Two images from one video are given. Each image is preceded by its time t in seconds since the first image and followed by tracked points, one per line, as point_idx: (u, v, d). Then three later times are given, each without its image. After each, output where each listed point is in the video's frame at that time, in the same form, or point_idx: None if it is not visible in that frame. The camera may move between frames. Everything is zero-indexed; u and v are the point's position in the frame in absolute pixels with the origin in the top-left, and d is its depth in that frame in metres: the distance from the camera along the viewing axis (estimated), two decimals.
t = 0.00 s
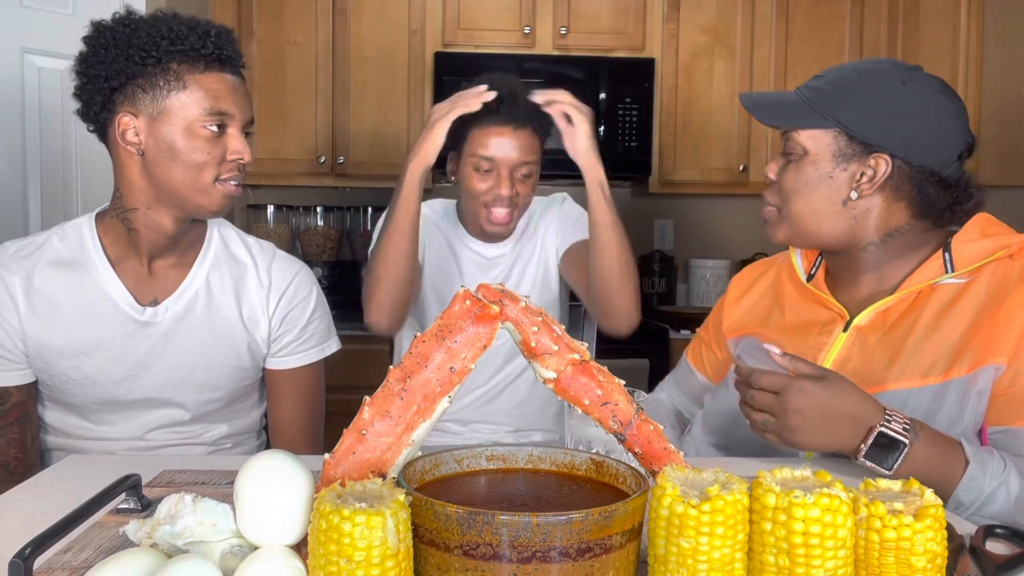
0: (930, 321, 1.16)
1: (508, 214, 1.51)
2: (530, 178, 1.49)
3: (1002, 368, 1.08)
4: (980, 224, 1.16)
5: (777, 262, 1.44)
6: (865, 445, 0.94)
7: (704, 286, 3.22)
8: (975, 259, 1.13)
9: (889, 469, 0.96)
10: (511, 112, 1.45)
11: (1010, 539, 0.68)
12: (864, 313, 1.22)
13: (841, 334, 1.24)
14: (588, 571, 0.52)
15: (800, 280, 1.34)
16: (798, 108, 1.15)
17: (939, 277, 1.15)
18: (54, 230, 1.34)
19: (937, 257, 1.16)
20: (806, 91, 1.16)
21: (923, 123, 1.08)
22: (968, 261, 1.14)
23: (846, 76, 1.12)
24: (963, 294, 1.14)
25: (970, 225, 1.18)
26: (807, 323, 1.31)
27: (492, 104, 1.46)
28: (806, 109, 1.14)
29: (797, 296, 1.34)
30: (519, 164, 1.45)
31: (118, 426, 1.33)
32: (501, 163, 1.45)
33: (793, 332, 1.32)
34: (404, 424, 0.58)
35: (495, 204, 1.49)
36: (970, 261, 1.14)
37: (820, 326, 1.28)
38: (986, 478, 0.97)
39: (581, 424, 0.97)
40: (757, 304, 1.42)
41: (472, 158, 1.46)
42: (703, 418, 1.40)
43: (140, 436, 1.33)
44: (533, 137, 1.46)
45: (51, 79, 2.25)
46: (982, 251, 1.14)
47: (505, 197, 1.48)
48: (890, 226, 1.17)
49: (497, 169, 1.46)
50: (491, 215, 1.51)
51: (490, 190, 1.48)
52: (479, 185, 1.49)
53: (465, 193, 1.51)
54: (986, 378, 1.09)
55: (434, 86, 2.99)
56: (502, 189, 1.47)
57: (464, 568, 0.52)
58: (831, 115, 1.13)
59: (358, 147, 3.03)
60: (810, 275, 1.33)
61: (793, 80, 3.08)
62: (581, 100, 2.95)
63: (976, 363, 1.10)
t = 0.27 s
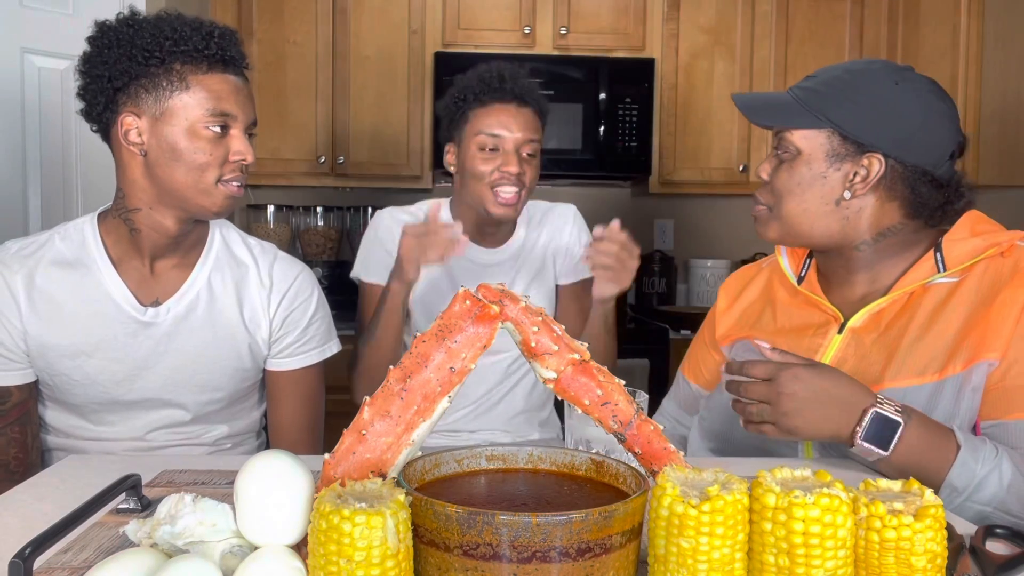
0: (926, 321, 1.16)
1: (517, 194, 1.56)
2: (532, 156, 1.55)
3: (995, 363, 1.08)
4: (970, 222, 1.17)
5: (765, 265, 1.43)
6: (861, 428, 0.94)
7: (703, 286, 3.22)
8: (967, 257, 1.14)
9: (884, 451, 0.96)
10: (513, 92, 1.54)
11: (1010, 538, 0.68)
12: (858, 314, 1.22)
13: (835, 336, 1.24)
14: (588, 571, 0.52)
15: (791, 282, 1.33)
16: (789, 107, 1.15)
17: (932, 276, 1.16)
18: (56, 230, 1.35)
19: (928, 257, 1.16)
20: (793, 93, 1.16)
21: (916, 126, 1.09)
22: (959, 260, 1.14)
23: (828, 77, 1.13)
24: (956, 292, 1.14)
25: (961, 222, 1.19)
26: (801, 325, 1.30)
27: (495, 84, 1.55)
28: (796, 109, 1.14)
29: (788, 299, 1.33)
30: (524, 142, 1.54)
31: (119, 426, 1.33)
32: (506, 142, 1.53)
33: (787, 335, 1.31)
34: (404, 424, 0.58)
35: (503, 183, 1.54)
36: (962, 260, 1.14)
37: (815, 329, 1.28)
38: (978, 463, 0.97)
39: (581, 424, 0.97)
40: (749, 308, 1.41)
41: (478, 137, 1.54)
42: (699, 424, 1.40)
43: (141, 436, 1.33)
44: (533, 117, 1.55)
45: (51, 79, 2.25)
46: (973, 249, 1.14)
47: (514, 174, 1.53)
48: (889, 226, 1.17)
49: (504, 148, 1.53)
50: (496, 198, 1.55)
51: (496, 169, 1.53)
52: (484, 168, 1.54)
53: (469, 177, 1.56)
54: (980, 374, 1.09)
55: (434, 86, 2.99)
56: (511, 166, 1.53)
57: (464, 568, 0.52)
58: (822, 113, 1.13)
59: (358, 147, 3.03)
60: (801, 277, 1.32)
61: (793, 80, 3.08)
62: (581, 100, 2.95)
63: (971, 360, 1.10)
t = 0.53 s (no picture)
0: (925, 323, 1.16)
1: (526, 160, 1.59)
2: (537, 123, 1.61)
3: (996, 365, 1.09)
4: (960, 222, 1.19)
5: (754, 265, 1.42)
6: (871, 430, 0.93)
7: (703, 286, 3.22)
8: (961, 259, 1.15)
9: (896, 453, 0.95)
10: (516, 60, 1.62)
11: (1009, 538, 0.68)
12: (855, 318, 1.21)
13: (834, 340, 1.22)
14: (587, 571, 0.52)
15: (783, 283, 1.32)
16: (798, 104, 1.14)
17: (928, 278, 1.16)
18: (56, 230, 1.35)
19: (923, 260, 1.17)
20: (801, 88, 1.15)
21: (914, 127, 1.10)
22: (954, 262, 1.15)
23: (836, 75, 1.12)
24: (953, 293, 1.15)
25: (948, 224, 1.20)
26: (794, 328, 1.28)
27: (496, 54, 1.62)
28: (806, 106, 1.13)
29: (780, 300, 1.32)
30: (530, 107, 1.59)
31: (119, 426, 1.33)
32: (514, 106, 1.58)
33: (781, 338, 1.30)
34: (404, 424, 0.58)
35: (516, 148, 1.57)
36: (956, 262, 1.15)
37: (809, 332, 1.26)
38: (983, 465, 0.98)
39: (581, 424, 0.97)
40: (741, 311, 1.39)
41: (484, 105, 1.58)
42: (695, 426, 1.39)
43: (141, 436, 1.33)
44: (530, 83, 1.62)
45: (51, 79, 2.26)
46: (967, 251, 1.15)
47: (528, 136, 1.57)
48: (889, 226, 1.17)
49: (514, 111, 1.58)
50: (510, 164, 1.58)
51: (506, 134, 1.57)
52: (496, 133, 1.57)
53: (478, 145, 1.58)
54: (983, 375, 1.10)
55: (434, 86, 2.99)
56: (523, 128, 1.57)
57: (465, 568, 0.52)
58: (832, 112, 1.12)
59: (358, 147, 3.03)
60: (791, 278, 1.32)
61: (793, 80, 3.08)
62: (581, 100, 2.95)
63: (973, 360, 1.11)
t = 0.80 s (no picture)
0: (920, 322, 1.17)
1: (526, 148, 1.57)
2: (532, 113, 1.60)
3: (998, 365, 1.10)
4: (948, 224, 1.21)
5: (740, 267, 1.42)
6: (923, 430, 0.90)
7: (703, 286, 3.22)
8: (952, 261, 1.17)
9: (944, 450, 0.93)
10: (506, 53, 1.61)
11: (1010, 539, 0.69)
12: (848, 318, 1.23)
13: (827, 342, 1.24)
14: (588, 571, 0.52)
15: (771, 287, 1.32)
16: (823, 101, 1.12)
17: (921, 279, 1.18)
18: (56, 230, 1.35)
19: (915, 260, 1.18)
20: (814, 88, 1.13)
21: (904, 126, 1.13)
22: (946, 263, 1.17)
23: (850, 74, 1.12)
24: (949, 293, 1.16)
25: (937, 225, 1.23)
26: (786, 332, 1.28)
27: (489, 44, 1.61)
28: (833, 102, 1.11)
29: (770, 304, 1.32)
30: (525, 96, 1.58)
31: (119, 426, 1.33)
32: (509, 96, 1.56)
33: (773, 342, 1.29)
34: (404, 424, 0.58)
35: (513, 138, 1.55)
36: (948, 263, 1.17)
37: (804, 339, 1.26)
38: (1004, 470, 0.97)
39: (580, 424, 0.97)
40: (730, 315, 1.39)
41: (478, 97, 1.56)
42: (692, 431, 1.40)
43: (141, 436, 1.33)
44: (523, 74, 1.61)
45: (51, 79, 2.26)
46: (958, 252, 1.17)
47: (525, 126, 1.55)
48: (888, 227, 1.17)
49: (506, 103, 1.56)
50: (508, 156, 1.55)
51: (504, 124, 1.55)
52: (493, 124, 1.55)
53: (475, 136, 1.56)
54: (984, 375, 1.11)
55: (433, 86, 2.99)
56: (519, 117, 1.55)
57: (464, 568, 0.52)
58: (859, 108, 1.10)
59: (357, 147, 3.03)
60: (780, 281, 1.31)
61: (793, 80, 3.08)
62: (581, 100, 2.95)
63: (973, 360, 1.12)
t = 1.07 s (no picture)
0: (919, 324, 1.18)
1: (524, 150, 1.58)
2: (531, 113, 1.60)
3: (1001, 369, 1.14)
4: (940, 225, 1.22)
5: (729, 271, 1.42)
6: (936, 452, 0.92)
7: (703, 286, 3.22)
8: (947, 262, 1.18)
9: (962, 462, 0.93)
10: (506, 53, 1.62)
11: (1010, 538, 0.69)
12: (846, 321, 1.22)
13: (826, 345, 1.23)
14: (587, 571, 0.52)
15: (764, 290, 1.32)
16: (824, 103, 1.12)
17: (918, 281, 1.19)
18: (56, 230, 1.35)
19: (910, 262, 1.19)
20: (815, 90, 1.13)
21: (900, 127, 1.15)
22: (940, 265, 1.18)
23: (849, 76, 1.13)
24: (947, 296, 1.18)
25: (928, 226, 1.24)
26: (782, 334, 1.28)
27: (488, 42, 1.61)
28: (835, 104, 1.11)
29: (763, 307, 1.32)
30: (524, 96, 1.58)
31: (120, 426, 1.33)
32: (508, 96, 1.56)
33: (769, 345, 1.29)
34: (404, 424, 0.58)
35: (513, 140, 1.55)
36: (943, 265, 1.18)
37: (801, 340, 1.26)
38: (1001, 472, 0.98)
39: (581, 425, 0.97)
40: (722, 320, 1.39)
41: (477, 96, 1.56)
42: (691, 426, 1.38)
43: (141, 435, 1.33)
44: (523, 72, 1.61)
45: (51, 78, 2.26)
46: (952, 254, 1.19)
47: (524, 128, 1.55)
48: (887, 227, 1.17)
49: (506, 104, 1.56)
50: (508, 157, 1.55)
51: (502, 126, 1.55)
52: (492, 126, 1.55)
53: (474, 137, 1.56)
54: (988, 378, 1.14)
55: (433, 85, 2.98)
56: (518, 120, 1.55)
57: (464, 568, 0.52)
58: (859, 109, 1.12)
59: (357, 147, 3.03)
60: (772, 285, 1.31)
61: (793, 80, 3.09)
62: (581, 99, 2.95)
63: (975, 364, 1.14)
